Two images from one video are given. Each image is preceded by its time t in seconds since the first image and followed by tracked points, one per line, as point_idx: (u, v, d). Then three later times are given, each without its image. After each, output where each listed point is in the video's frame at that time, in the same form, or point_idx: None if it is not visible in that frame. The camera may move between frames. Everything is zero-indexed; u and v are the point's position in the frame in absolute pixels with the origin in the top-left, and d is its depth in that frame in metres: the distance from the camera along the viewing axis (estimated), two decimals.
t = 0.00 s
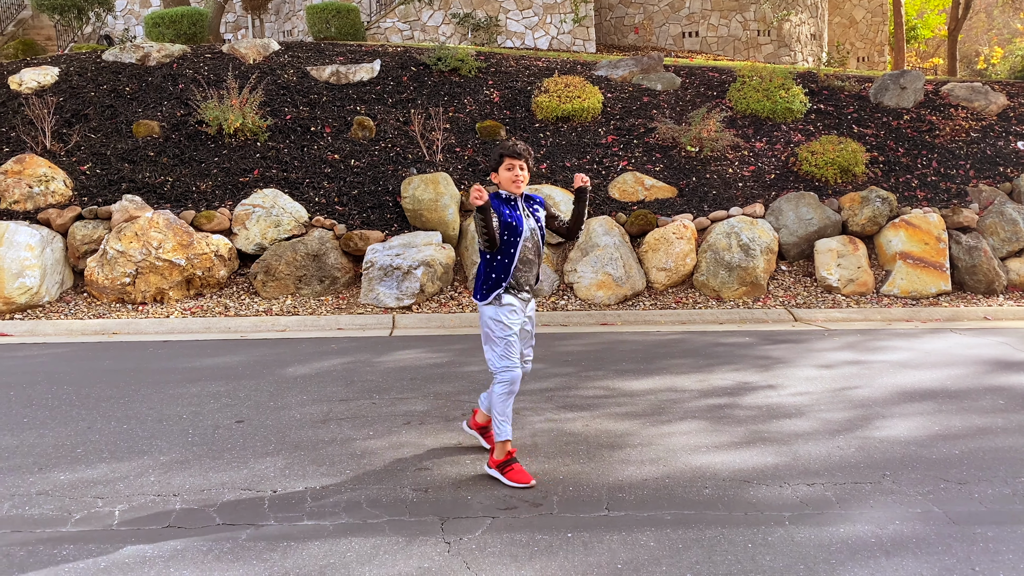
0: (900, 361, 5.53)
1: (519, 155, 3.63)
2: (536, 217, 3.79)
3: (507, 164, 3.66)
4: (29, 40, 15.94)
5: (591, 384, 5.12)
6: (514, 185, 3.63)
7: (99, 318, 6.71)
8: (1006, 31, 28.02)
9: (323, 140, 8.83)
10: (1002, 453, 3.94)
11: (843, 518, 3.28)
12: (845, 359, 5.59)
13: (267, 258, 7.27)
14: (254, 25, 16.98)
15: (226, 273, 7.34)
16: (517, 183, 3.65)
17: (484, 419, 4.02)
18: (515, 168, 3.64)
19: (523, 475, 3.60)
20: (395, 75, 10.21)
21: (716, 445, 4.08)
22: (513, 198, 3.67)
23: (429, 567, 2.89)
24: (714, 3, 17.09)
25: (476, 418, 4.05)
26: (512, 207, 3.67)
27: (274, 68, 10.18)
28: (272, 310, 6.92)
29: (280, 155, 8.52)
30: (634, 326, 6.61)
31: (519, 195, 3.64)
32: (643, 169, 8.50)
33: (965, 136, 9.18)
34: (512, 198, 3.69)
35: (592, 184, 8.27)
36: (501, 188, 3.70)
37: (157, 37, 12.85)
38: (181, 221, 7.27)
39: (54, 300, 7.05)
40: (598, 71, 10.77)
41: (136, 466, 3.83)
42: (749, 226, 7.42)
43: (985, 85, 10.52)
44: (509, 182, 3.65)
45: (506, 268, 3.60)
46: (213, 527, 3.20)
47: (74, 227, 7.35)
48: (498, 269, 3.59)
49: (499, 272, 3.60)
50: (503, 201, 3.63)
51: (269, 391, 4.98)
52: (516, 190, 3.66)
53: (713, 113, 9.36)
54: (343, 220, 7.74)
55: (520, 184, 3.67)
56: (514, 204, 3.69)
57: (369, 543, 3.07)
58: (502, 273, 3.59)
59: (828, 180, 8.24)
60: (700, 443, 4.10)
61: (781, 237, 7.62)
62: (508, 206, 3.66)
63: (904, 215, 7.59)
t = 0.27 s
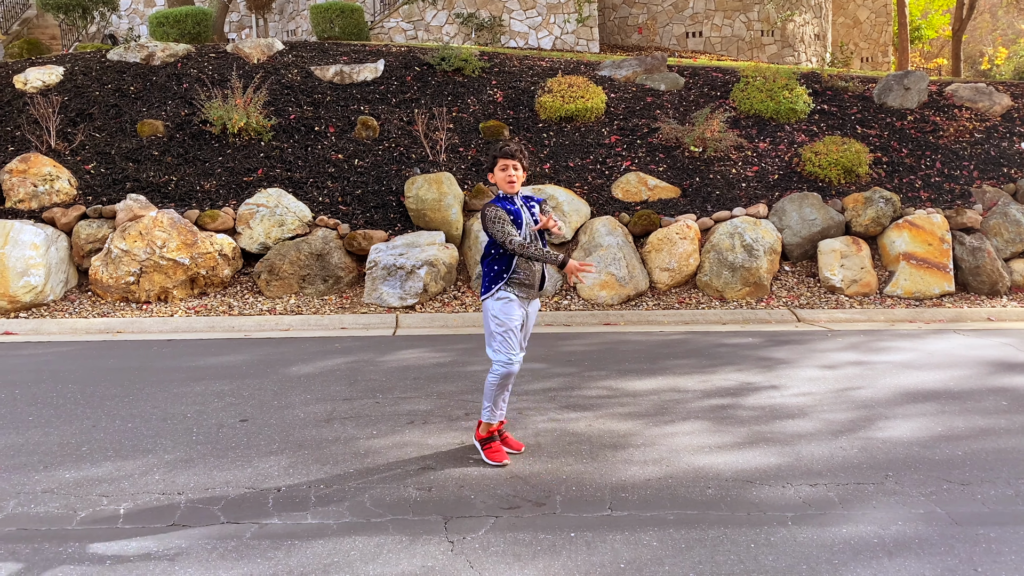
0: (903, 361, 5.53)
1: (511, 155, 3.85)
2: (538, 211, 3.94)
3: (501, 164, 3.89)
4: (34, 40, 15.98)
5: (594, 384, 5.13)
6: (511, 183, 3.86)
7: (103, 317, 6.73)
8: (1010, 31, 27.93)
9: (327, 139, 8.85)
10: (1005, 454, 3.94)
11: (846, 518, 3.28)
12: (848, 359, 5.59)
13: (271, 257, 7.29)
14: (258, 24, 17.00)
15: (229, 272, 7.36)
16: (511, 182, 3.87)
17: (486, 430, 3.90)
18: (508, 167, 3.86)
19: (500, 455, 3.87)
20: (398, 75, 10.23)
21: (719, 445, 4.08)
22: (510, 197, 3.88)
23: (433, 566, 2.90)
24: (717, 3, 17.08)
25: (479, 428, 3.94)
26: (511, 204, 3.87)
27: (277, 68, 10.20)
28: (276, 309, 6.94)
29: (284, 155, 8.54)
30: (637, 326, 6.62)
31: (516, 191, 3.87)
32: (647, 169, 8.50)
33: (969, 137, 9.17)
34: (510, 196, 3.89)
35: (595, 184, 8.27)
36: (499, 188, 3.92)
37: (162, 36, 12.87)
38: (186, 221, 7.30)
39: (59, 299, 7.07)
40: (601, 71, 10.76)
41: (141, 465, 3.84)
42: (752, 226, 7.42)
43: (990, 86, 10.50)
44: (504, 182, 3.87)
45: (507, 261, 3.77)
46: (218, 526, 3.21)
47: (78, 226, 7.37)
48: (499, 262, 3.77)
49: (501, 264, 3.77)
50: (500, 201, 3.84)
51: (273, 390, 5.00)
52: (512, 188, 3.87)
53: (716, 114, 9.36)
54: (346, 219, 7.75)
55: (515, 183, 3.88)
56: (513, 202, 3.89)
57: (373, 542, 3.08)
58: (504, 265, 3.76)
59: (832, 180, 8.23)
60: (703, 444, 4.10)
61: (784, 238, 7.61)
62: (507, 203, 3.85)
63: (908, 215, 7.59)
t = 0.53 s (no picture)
0: (905, 362, 5.53)
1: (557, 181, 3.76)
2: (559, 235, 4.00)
3: (545, 185, 3.76)
4: (38, 40, 16.02)
5: (596, 384, 5.14)
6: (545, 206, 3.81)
7: (107, 317, 6.76)
8: (1014, 31, 27.87)
9: (330, 139, 8.87)
10: (1007, 454, 3.95)
11: (847, 518, 3.29)
12: (850, 360, 5.60)
13: (275, 257, 7.31)
14: (261, 25, 17.04)
15: (233, 272, 7.38)
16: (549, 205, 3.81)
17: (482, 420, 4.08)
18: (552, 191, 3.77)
19: (490, 441, 4.06)
20: (401, 75, 10.25)
21: (721, 445, 4.09)
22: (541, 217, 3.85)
23: (436, 565, 2.91)
24: (720, 3, 17.07)
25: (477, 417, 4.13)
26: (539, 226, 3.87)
27: (281, 68, 10.22)
28: (279, 309, 6.96)
29: (287, 155, 8.56)
30: (639, 326, 6.63)
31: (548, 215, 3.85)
32: (649, 170, 8.51)
33: (971, 138, 9.17)
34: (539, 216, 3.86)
35: (597, 184, 8.28)
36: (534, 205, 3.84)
37: (165, 36, 12.91)
38: (189, 221, 7.32)
39: (63, 298, 7.10)
40: (604, 72, 10.77)
41: (145, 463, 3.86)
42: (754, 227, 7.43)
43: (992, 86, 10.49)
44: (541, 203, 3.80)
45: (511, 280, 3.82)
46: (222, 524, 3.23)
47: (82, 226, 7.40)
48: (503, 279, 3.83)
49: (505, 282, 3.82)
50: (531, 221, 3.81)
51: (276, 390, 5.02)
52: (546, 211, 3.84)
53: (718, 114, 9.36)
54: (349, 219, 7.77)
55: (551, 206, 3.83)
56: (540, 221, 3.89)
57: (376, 540, 3.10)
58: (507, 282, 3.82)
59: (834, 180, 8.23)
60: (705, 443, 4.11)
61: (787, 238, 7.62)
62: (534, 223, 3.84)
63: (910, 216, 7.59)
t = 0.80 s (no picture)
0: (905, 362, 5.53)
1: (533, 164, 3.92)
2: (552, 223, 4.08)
3: (521, 169, 3.95)
4: (40, 41, 16.04)
5: (596, 384, 5.14)
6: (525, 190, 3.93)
7: (108, 317, 6.77)
8: (1014, 31, 27.85)
9: (330, 140, 8.88)
10: (1006, 454, 3.95)
11: (846, 517, 3.30)
12: (849, 360, 5.60)
13: (275, 257, 7.32)
14: (262, 25, 17.06)
15: (233, 272, 7.39)
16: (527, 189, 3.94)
17: (539, 375, 3.94)
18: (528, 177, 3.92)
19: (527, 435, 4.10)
20: (402, 75, 10.26)
21: (720, 444, 4.10)
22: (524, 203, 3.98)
23: (436, 564, 2.92)
24: (721, 3, 17.07)
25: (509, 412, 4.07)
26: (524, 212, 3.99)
27: (281, 69, 10.23)
28: (280, 309, 6.97)
29: (288, 155, 8.57)
30: (639, 326, 6.63)
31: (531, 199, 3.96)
32: (649, 170, 8.52)
33: (972, 138, 9.17)
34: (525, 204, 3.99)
35: (598, 184, 8.29)
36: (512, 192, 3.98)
37: (166, 37, 12.92)
38: (190, 221, 7.33)
39: (64, 298, 7.12)
40: (604, 72, 10.78)
41: (146, 463, 3.87)
42: (754, 227, 7.43)
43: (992, 86, 10.48)
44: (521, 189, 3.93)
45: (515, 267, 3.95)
46: (222, 523, 3.24)
47: (83, 226, 7.42)
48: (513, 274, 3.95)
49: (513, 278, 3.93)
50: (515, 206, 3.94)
51: (277, 390, 5.02)
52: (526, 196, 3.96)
53: (719, 114, 9.36)
54: (350, 220, 7.78)
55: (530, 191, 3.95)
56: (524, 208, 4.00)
57: (376, 540, 3.10)
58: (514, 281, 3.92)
59: (834, 180, 8.23)
60: (704, 443, 4.11)
61: (787, 238, 7.62)
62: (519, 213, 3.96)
63: (910, 215, 7.59)
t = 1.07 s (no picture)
0: (902, 361, 5.53)
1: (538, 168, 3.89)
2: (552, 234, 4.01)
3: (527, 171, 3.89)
4: (39, 41, 16.05)
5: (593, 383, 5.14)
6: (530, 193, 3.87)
7: (106, 317, 6.77)
8: (1012, 30, 27.88)
9: (328, 140, 8.88)
10: (1002, 453, 3.95)
11: (842, 516, 3.30)
12: (847, 359, 5.60)
13: (273, 257, 7.31)
14: (260, 25, 17.06)
15: (231, 273, 7.38)
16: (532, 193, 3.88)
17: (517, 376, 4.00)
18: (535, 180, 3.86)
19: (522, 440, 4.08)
20: (400, 76, 10.26)
21: (717, 444, 4.10)
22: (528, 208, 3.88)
23: (432, 563, 2.92)
24: (719, 3, 17.09)
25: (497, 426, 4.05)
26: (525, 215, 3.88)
27: (279, 69, 10.23)
28: (278, 310, 6.97)
29: (286, 155, 8.57)
30: (637, 326, 6.63)
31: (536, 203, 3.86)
32: (647, 170, 8.52)
33: (969, 137, 9.18)
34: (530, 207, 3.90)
35: (596, 184, 8.29)
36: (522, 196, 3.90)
37: (164, 38, 12.93)
38: (188, 221, 7.32)
39: (62, 299, 7.12)
40: (602, 72, 10.78)
41: (143, 463, 3.87)
42: (752, 226, 7.43)
43: (990, 86, 10.48)
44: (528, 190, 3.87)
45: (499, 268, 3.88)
46: (219, 523, 3.24)
47: (81, 227, 7.41)
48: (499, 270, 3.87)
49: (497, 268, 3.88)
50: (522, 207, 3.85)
51: (274, 390, 5.02)
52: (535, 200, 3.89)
53: (717, 114, 9.37)
54: (348, 220, 7.78)
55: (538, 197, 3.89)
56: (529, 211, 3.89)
57: (372, 539, 3.10)
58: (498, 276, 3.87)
59: (832, 180, 8.24)
60: (701, 442, 4.11)
61: (785, 238, 7.63)
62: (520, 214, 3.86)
63: (908, 215, 7.59)
